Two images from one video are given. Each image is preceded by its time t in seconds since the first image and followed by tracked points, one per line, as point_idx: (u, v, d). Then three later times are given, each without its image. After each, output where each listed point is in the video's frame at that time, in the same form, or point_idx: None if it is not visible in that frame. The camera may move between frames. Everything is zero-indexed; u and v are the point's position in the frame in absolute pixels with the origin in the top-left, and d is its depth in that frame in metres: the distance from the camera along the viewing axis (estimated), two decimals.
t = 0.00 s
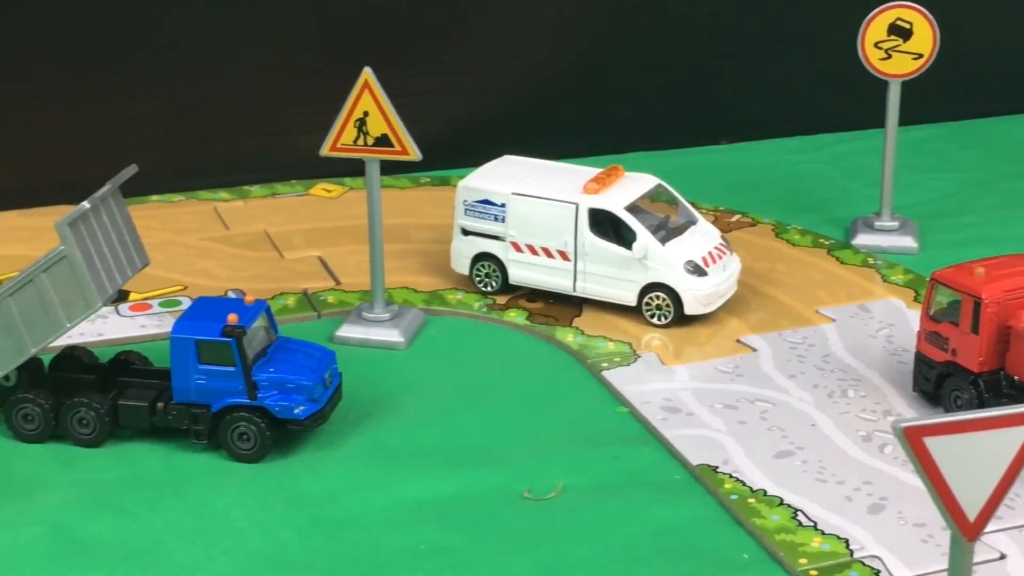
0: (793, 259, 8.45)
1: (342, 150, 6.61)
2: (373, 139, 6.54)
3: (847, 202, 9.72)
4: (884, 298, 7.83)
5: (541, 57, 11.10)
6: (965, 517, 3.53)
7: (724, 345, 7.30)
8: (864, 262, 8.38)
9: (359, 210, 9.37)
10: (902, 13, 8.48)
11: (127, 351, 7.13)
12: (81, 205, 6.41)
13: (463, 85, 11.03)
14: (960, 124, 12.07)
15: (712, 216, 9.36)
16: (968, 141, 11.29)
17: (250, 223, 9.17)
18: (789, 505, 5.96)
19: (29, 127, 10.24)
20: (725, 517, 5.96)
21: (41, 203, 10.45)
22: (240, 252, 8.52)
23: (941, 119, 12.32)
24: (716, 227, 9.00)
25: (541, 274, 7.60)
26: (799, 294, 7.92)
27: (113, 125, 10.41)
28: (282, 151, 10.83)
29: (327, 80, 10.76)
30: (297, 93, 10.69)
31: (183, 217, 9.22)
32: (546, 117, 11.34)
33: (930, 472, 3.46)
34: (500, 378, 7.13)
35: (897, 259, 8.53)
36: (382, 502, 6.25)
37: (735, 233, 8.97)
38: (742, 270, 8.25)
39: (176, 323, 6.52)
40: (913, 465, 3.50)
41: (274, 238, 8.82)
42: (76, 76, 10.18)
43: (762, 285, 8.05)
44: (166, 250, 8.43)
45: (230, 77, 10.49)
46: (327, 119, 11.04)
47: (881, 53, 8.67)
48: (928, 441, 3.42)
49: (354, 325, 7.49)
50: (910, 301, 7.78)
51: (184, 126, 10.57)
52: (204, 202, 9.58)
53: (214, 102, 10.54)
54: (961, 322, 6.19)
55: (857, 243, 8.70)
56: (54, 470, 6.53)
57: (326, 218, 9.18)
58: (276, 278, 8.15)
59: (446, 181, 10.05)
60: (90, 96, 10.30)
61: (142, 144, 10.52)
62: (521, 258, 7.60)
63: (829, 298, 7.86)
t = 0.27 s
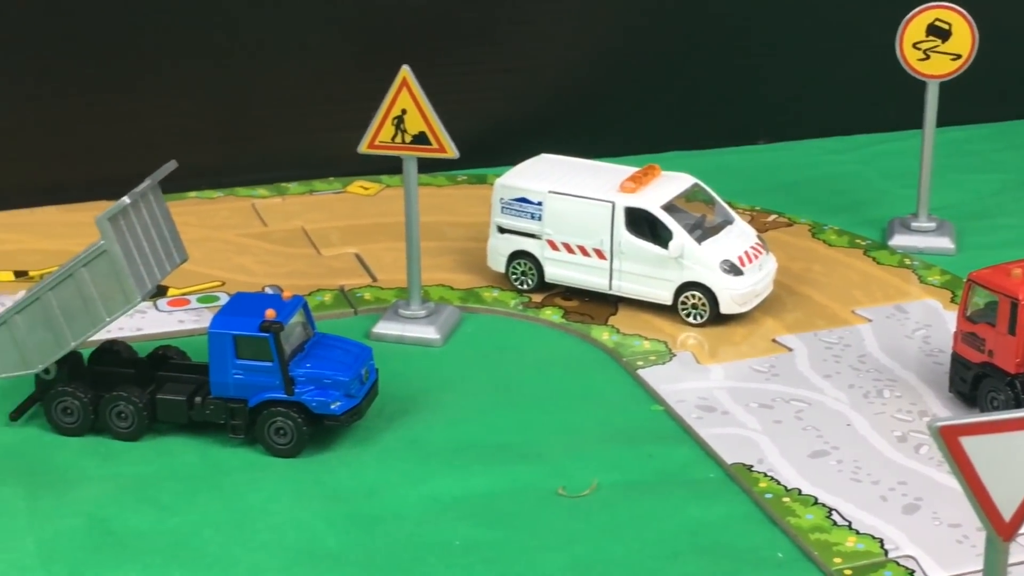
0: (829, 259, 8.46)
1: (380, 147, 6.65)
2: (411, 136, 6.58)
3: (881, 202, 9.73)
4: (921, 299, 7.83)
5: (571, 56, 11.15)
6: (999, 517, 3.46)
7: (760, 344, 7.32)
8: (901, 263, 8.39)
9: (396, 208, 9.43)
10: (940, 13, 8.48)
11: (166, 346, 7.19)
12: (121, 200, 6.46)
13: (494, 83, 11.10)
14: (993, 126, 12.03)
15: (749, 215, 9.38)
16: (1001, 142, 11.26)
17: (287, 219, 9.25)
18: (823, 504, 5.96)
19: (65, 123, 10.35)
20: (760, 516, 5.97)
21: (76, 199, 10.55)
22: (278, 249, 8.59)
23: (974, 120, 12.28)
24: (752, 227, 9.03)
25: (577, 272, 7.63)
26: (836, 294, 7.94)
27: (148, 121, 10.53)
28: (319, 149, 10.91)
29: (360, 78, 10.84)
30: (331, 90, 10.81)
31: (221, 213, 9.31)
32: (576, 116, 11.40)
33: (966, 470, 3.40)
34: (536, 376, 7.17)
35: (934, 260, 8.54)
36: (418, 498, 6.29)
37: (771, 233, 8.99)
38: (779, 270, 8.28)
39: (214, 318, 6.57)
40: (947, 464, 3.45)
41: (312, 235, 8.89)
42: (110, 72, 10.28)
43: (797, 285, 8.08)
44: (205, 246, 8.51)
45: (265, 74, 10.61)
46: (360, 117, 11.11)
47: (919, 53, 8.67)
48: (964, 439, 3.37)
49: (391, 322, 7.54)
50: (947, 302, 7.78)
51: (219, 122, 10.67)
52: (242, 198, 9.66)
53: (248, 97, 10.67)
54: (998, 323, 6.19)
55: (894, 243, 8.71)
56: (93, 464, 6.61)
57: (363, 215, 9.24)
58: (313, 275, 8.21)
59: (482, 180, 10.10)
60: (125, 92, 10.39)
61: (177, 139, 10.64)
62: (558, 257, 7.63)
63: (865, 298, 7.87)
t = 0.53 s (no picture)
0: (866, 259, 8.48)
1: (418, 145, 6.69)
2: (449, 134, 6.60)
3: (918, 203, 9.73)
4: (958, 300, 7.84)
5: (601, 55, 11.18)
6: None
7: (796, 344, 7.34)
8: (938, 264, 8.39)
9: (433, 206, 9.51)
10: (980, 14, 8.47)
11: (204, 341, 7.26)
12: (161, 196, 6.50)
13: (525, 83, 11.15)
14: None
15: (786, 215, 9.41)
16: None
17: (325, 216, 9.34)
18: (858, 504, 5.97)
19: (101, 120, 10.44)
20: (795, 515, 5.98)
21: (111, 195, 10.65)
22: (316, 245, 8.67)
23: (1008, 121, 12.24)
24: (789, 227, 9.05)
25: (614, 271, 7.66)
26: (872, 295, 7.95)
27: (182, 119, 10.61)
28: (356, 146, 10.98)
29: (393, 76, 10.90)
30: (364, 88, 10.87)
31: (260, 210, 9.39)
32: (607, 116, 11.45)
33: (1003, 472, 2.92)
34: (571, 374, 7.20)
35: (971, 261, 8.54)
36: (454, 494, 6.33)
37: (808, 233, 9.02)
38: (816, 270, 8.30)
39: (252, 313, 6.62)
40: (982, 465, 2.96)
41: (349, 232, 8.96)
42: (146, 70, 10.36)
43: (834, 285, 8.10)
44: (243, 243, 8.59)
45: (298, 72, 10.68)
46: (393, 115, 11.19)
47: (958, 54, 8.67)
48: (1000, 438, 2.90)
49: (428, 319, 7.59)
50: (985, 303, 7.78)
51: (253, 120, 10.75)
52: (280, 195, 9.74)
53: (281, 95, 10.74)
54: None
55: (931, 244, 8.71)
56: (132, 457, 6.68)
57: (400, 213, 9.31)
58: (350, 272, 8.27)
59: (519, 178, 10.15)
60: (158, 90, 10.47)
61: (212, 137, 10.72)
62: (594, 255, 7.67)
63: (902, 298, 7.89)
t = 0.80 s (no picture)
0: (903, 260, 8.48)
1: (457, 143, 6.73)
2: (487, 132, 6.64)
3: (954, 204, 9.73)
4: (996, 301, 7.83)
5: (632, 55, 11.20)
6: None
7: (833, 344, 7.34)
8: (976, 265, 8.38)
9: (471, 204, 9.58)
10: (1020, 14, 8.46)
11: (242, 337, 7.32)
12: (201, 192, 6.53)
13: (557, 82, 11.15)
14: None
15: (823, 215, 9.43)
16: None
17: (363, 214, 9.41)
18: (894, 504, 5.97)
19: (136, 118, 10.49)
20: (830, 515, 5.99)
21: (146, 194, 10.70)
22: (354, 243, 8.74)
23: None
24: (827, 227, 9.07)
25: (651, 270, 7.69)
26: (910, 295, 7.96)
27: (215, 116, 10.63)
28: (394, 144, 11.05)
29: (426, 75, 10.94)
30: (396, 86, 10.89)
31: (298, 207, 9.48)
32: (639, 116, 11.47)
33: None
34: (607, 372, 7.22)
35: (1010, 262, 8.52)
36: (489, 491, 6.36)
37: (846, 233, 9.03)
38: (853, 270, 8.31)
39: (290, 309, 6.66)
40: None
41: (387, 230, 9.03)
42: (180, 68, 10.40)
43: (871, 285, 8.11)
44: (281, 239, 8.66)
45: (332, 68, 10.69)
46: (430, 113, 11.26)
47: (997, 54, 8.65)
48: None
49: (465, 317, 7.64)
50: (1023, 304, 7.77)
51: (286, 117, 10.78)
52: (318, 193, 9.83)
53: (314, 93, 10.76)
54: None
55: (969, 245, 8.70)
56: (170, 451, 6.75)
57: (438, 211, 9.37)
58: (387, 269, 8.33)
59: (557, 177, 10.22)
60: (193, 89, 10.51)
61: (248, 135, 10.75)
62: (630, 254, 7.69)
63: (939, 299, 7.88)
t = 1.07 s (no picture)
0: (939, 261, 8.49)
1: (492, 141, 6.75)
2: (522, 131, 6.65)
3: (987, 204, 9.75)
4: None
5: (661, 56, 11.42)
6: None
7: (867, 344, 7.35)
8: (1012, 266, 8.38)
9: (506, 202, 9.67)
10: None
11: (277, 333, 7.37)
12: (238, 188, 6.56)
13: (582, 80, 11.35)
14: None
15: (858, 215, 9.46)
16: None
17: (398, 211, 9.52)
18: (928, 505, 5.96)
19: (170, 114, 10.73)
20: (864, 515, 5.99)
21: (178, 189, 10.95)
22: (389, 240, 8.82)
23: None
24: (862, 227, 9.11)
25: (686, 269, 7.73)
26: (945, 296, 7.96)
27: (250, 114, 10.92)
28: (431, 142, 11.29)
29: (456, 73, 11.12)
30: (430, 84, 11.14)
31: (334, 205, 9.61)
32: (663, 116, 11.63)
33: None
34: (641, 371, 7.25)
35: None
36: (522, 488, 6.39)
37: (881, 233, 9.06)
38: (887, 270, 8.33)
39: (325, 306, 6.70)
40: None
41: (422, 227, 9.12)
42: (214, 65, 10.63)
43: (906, 286, 8.12)
44: (318, 236, 8.77)
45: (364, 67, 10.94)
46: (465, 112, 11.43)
47: None
48: None
49: (499, 315, 7.67)
50: None
51: (320, 116, 11.04)
52: (354, 190, 9.98)
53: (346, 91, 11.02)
54: None
55: (1005, 247, 8.69)
56: (205, 446, 6.81)
57: (472, 209, 9.48)
58: (422, 266, 8.41)
59: (591, 175, 10.39)
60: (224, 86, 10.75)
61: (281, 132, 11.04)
62: (665, 253, 7.74)
63: (974, 300, 7.88)
